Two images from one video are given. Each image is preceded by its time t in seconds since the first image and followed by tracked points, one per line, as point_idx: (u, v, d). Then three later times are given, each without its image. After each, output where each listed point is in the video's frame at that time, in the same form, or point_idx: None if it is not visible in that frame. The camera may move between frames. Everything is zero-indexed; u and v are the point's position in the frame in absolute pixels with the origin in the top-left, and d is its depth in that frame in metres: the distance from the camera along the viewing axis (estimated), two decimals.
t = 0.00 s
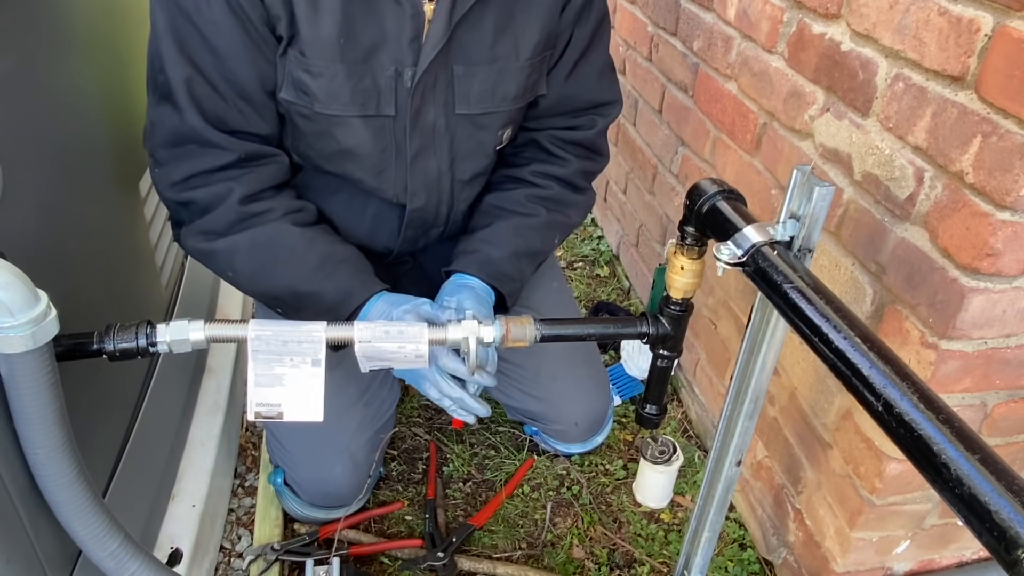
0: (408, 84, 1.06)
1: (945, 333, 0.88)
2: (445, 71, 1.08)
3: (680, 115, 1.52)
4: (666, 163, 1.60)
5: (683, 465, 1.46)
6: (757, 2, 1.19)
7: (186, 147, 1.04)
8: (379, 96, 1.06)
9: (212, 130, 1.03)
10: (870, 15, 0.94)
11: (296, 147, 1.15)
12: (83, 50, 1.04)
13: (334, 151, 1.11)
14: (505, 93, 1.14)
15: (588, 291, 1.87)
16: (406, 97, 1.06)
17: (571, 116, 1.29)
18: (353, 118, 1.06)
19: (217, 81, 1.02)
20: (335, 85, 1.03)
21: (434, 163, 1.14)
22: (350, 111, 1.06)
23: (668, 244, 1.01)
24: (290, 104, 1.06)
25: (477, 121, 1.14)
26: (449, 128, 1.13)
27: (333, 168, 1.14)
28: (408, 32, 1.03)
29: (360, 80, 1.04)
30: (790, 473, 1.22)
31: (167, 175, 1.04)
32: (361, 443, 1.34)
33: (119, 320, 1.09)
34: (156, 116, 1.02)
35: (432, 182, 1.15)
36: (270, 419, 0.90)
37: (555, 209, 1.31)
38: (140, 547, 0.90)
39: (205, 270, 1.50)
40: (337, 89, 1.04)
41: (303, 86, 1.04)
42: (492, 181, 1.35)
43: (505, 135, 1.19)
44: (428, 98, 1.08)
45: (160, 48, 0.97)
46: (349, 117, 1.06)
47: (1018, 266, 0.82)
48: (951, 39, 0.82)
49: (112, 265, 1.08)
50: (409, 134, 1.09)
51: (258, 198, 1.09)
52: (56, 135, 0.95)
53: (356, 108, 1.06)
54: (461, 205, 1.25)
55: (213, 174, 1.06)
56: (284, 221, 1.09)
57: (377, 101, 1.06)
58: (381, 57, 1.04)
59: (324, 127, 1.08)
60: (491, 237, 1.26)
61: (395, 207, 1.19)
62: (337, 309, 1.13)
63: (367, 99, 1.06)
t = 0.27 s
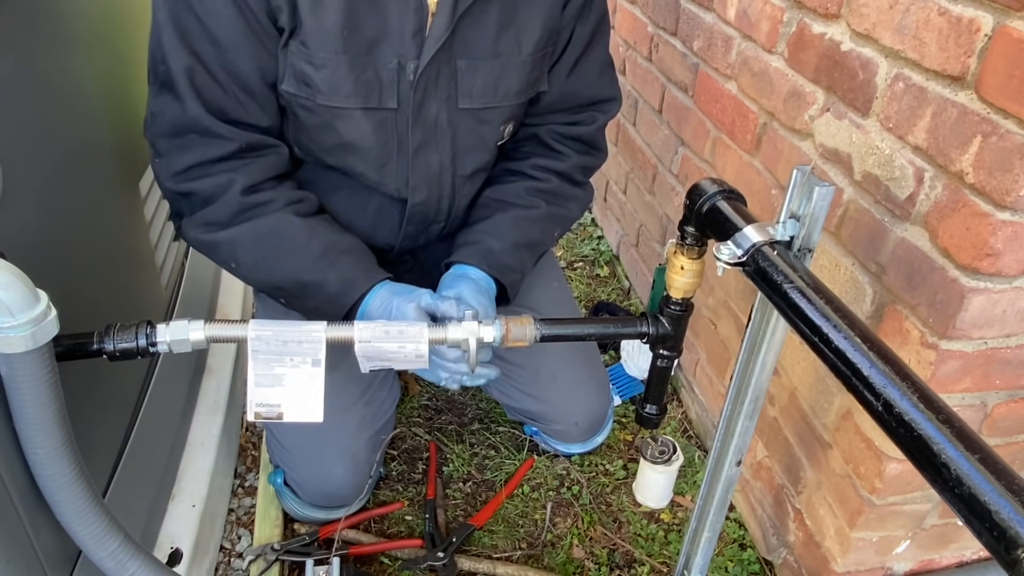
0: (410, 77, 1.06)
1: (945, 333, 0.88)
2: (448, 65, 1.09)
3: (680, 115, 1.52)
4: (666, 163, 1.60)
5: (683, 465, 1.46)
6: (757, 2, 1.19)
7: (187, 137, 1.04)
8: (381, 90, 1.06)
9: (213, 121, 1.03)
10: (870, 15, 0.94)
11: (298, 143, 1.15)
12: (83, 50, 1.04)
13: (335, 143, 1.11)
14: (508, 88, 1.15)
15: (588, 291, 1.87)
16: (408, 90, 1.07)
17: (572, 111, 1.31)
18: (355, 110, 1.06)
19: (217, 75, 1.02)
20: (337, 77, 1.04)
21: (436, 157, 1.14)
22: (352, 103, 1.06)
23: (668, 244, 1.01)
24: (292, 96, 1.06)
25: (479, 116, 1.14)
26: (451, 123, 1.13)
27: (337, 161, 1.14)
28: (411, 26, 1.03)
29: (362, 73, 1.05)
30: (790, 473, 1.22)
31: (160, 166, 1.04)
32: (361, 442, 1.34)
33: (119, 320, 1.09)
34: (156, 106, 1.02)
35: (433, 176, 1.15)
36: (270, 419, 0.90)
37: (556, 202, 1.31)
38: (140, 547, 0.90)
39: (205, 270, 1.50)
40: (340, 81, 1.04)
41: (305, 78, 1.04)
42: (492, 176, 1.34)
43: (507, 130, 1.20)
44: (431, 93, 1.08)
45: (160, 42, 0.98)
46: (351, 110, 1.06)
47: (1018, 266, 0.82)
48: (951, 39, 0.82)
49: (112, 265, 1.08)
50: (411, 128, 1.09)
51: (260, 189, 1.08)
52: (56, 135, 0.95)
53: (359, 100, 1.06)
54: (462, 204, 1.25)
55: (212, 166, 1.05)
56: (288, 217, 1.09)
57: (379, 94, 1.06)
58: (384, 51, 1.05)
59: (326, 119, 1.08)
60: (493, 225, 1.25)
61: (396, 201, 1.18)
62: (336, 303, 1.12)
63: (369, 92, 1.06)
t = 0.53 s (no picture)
0: (411, 54, 1.05)
1: (945, 333, 0.88)
2: (448, 42, 1.08)
3: (680, 115, 1.52)
4: (666, 163, 1.60)
5: (683, 465, 1.46)
6: (757, 2, 1.19)
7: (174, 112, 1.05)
8: (380, 69, 1.05)
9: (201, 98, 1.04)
10: (870, 15, 0.94)
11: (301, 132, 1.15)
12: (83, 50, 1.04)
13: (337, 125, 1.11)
14: (512, 76, 1.15)
15: (588, 291, 1.87)
16: (409, 68, 1.06)
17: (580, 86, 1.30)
18: (353, 89, 1.06)
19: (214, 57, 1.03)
20: (333, 58, 1.04)
21: (439, 147, 1.14)
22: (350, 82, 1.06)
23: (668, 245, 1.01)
24: (291, 80, 1.07)
25: (483, 90, 1.14)
26: (454, 101, 1.12)
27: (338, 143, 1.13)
28: (412, 4, 1.03)
29: (360, 53, 1.04)
30: (790, 473, 1.22)
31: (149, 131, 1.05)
32: (361, 443, 1.34)
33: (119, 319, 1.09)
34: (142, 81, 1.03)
35: (434, 154, 1.14)
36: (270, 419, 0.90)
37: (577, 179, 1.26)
38: (140, 547, 0.90)
39: (205, 271, 1.50)
40: (336, 62, 1.04)
41: (302, 60, 1.05)
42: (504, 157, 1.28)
43: (512, 108, 1.21)
44: (432, 71, 1.08)
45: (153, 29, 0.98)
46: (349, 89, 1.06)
47: (1018, 266, 0.82)
48: (951, 39, 0.82)
49: (112, 264, 1.08)
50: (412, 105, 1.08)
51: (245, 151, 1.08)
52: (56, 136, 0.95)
53: (357, 80, 1.06)
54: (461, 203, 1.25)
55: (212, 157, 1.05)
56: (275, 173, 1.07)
57: (378, 73, 1.06)
58: (383, 32, 1.04)
59: (326, 100, 1.08)
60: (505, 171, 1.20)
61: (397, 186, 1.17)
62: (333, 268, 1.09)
63: (367, 72, 1.05)
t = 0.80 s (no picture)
0: (403, 34, 1.05)
1: (945, 333, 0.88)
2: (440, 22, 1.08)
3: (680, 114, 1.52)
4: (666, 162, 1.60)
5: (683, 465, 1.46)
6: (757, 2, 1.19)
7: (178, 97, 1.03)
8: (373, 50, 1.06)
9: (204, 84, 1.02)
10: (870, 15, 0.94)
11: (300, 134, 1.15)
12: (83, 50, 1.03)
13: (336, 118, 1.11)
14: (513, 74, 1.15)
15: (588, 291, 1.87)
16: (401, 49, 1.06)
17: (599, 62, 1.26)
18: (346, 71, 1.07)
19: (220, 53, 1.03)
20: (325, 39, 1.05)
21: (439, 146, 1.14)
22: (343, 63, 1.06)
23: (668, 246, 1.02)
24: (287, 65, 1.07)
25: (478, 70, 1.14)
26: (449, 80, 1.12)
27: (339, 129, 1.13)
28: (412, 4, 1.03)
29: (353, 34, 1.05)
30: (790, 473, 1.22)
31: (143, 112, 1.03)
32: (361, 443, 1.34)
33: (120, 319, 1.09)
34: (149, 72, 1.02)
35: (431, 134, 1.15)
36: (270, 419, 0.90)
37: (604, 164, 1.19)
38: (140, 547, 0.90)
39: (205, 271, 1.50)
40: (329, 43, 1.05)
41: (296, 44, 1.05)
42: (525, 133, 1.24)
43: (509, 87, 1.18)
44: (424, 51, 1.09)
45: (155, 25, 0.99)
46: (342, 71, 1.07)
47: (1018, 267, 0.82)
48: (951, 39, 0.82)
49: (112, 263, 1.08)
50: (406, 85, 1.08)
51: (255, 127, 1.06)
52: (56, 136, 0.95)
53: (349, 61, 1.06)
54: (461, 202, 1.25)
55: (220, 150, 1.04)
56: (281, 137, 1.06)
57: (371, 54, 1.06)
58: (374, 10, 1.04)
59: (320, 83, 1.08)
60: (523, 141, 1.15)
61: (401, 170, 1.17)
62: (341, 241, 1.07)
63: (359, 52, 1.06)
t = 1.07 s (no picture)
0: (412, 43, 1.05)
1: (945, 333, 0.88)
2: (449, 31, 1.08)
3: (680, 115, 1.52)
4: (666, 162, 1.60)
5: (683, 465, 1.46)
6: (757, 2, 1.19)
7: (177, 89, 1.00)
8: (383, 57, 1.05)
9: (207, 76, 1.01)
10: (870, 15, 0.94)
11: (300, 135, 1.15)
12: (82, 50, 1.03)
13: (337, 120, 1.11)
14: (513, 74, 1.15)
15: (588, 291, 1.87)
16: (409, 57, 1.06)
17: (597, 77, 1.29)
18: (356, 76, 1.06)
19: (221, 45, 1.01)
20: (336, 44, 1.04)
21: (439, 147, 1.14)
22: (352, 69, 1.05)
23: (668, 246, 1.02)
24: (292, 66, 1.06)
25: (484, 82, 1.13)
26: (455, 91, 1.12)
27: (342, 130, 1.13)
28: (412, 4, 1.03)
29: (363, 39, 1.04)
30: (790, 473, 1.22)
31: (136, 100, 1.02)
32: (361, 443, 1.34)
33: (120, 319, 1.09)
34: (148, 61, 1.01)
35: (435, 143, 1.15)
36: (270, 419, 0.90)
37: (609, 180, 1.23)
38: (139, 547, 0.90)
39: (205, 271, 1.50)
40: (340, 48, 1.04)
41: (304, 45, 1.04)
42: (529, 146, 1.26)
43: (514, 98, 1.19)
44: (432, 60, 1.08)
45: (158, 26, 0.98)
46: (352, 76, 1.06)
47: (1018, 266, 0.83)
48: (951, 39, 0.82)
49: (112, 263, 1.08)
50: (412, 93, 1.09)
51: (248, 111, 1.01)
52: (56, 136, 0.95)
53: (361, 67, 1.05)
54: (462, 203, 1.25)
55: (205, 135, 0.99)
56: (275, 115, 1.00)
57: (381, 61, 1.05)
58: (385, 18, 1.04)
59: (327, 87, 1.07)
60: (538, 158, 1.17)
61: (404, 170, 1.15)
62: (345, 231, 1.01)
63: (370, 58, 1.05)
